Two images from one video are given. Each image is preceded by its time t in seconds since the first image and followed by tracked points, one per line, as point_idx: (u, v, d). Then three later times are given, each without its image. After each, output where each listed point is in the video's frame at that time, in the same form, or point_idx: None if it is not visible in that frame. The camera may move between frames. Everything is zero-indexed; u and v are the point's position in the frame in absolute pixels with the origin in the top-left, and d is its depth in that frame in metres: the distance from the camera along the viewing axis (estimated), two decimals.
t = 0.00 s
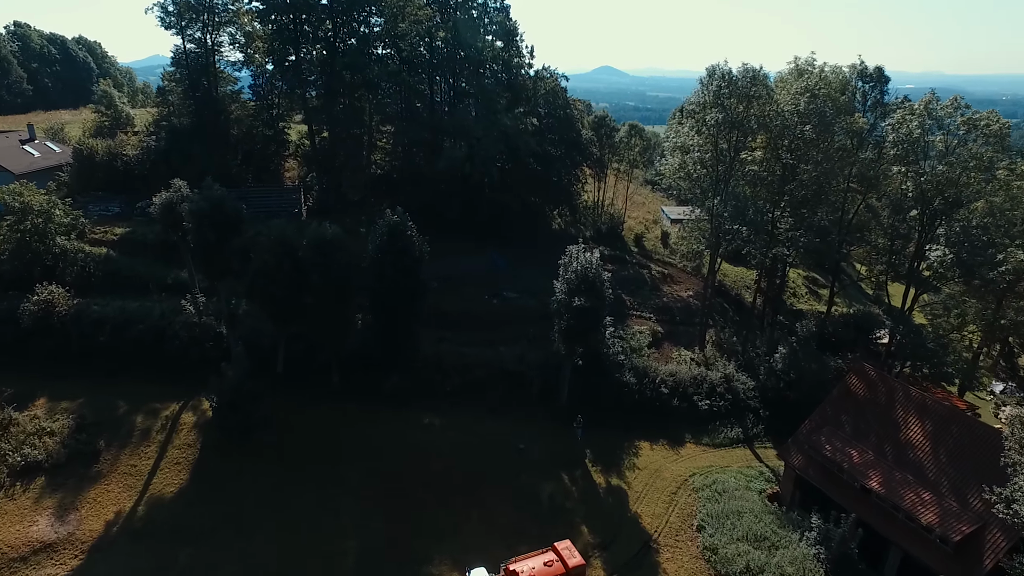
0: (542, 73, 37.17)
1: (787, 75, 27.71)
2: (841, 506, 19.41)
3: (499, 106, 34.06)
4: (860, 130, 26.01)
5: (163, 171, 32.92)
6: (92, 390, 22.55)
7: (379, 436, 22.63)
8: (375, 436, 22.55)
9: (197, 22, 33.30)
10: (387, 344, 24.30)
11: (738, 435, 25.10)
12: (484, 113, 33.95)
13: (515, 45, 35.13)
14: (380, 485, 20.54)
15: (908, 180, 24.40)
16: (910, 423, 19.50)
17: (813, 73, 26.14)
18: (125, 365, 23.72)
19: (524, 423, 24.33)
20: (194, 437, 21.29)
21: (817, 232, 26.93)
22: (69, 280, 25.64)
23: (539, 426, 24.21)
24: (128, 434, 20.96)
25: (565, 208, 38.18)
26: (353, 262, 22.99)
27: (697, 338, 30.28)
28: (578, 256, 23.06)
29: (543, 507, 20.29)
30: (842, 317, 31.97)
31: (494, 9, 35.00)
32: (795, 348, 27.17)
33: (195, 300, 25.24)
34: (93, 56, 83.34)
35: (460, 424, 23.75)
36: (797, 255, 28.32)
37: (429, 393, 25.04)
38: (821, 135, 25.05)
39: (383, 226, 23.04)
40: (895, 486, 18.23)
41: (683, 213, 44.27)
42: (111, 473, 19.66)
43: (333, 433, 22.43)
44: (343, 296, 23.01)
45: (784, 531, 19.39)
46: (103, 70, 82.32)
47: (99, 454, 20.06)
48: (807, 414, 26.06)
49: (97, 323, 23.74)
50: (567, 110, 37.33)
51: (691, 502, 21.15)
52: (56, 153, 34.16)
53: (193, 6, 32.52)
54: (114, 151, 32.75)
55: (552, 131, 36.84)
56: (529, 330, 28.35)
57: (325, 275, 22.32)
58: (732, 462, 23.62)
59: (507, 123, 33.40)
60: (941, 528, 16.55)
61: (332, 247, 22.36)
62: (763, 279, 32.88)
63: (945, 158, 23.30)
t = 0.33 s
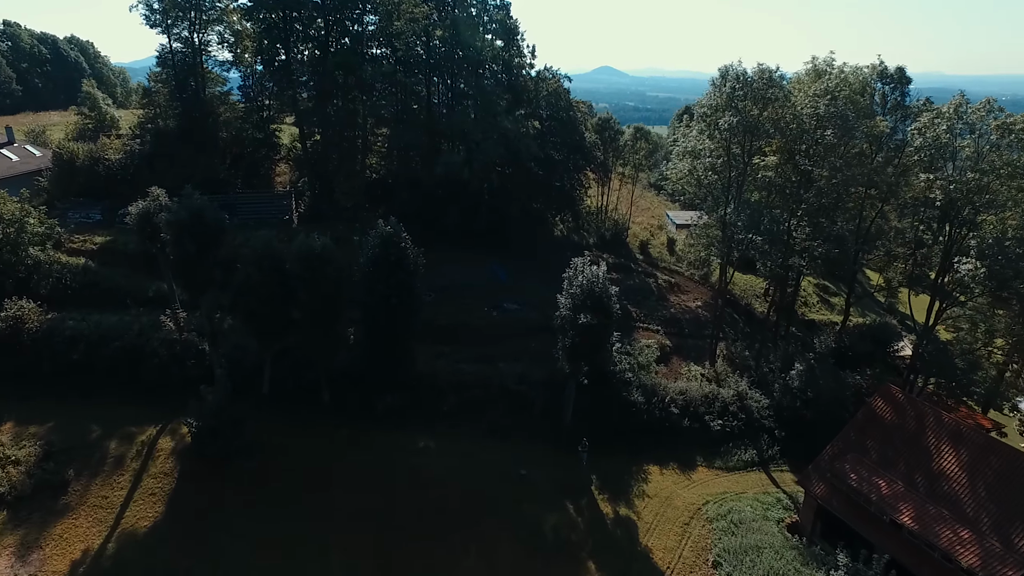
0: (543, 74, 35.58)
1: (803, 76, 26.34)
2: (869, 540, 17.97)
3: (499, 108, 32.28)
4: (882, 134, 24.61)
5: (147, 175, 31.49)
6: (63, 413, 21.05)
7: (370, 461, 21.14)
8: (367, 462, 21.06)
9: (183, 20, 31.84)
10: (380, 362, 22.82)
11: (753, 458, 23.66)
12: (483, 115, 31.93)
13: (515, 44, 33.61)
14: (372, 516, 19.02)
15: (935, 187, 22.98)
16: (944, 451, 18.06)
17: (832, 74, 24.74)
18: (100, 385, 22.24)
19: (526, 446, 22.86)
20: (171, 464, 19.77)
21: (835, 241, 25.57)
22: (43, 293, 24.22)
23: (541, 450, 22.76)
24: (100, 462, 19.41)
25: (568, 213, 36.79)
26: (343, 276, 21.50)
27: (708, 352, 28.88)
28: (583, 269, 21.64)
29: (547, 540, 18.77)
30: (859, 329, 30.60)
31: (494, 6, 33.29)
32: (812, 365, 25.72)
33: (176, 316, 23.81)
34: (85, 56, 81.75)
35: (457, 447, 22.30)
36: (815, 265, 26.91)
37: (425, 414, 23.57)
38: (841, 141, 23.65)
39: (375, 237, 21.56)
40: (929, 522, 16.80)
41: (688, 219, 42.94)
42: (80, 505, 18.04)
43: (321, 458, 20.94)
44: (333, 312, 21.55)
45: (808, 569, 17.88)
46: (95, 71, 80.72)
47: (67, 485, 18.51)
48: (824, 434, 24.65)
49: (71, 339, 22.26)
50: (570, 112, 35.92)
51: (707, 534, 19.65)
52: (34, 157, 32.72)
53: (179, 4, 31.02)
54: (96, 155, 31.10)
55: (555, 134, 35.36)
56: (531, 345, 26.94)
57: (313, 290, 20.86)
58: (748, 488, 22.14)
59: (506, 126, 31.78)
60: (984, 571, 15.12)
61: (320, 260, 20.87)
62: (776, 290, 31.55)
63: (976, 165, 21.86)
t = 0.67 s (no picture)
0: (546, 74, 34.12)
1: (823, 77, 24.88)
2: None
3: (500, 111, 30.75)
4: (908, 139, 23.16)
5: (131, 180, 30.02)
6: (30, 439, 19.49)
7: (362, 491, 19.60)
8: (358, 492, 19.52)
9: (168, 18, 30.32)
10: (372, 383, 21.29)
11: (771, 484, 22.16)
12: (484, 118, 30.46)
13: (517, 44, 32.13)
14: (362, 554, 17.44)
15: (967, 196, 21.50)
16: (985, 486, 16.64)
17: (856, 75, 23.28)
18: (71, 408, 20.69)
19: (529, 473, 21.36)
20: (146, 496, 18.20)
21: (855, 253, 24.18)
22: (14, 309, 22.73)
23: (545, 477, 21.25)
24: (68, 495, 17.83)
25: (572, 220, 35.36)
26: (332, 292, 20.00)
27: (720, 367, 27.44)
28: (590, 284, 20.20)
29: None
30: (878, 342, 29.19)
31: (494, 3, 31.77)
32: (832, 384, 24.29)
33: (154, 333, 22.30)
34: (77, 56, 80.19)
35: (456, 474, 20.79)
36: (834, 276, 25.45)
37: (420, 437, 22.04)
38: (866, 146, 22.19)
39: (366, 250, 20.05)
40: (973, 565, 15.35)
41: (695, 225, 41.59)
42: (44, 545, 16.41)
43: (309, 488, 19.40)
44: (321, 331, 20.04)
45: None
46: (87, 70, 79.23)
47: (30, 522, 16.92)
48: (846, 457, 23.18)
49: (40, 359, 20.72)
50: (573, 114, 34.45)
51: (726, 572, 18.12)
52: (13, 162, 31.26)
53: None
54: (75, 160, 29.54)
55: (558, 136, 33.88)
56: (533, 362, 25.49)
57: (299, 307, 19.34)
58: (767, 518, 20.63)
59: (507, 130, 30.06)
60: None
61: (307, 275, 19.35)
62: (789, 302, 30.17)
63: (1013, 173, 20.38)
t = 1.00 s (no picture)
0: (549, 75, 32.59)
1: (845, 79, 23.47)
2: None
3: (500, 114, 28.92)
4: (939, 144, 21.65)
5: (111, 187, 28.47)
6: None
7: (351, 526, 18.05)
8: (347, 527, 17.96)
9: (153, 15, 28.81)
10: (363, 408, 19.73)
11: (792, 515, 20.64)
12: (484, 121, 28.63)
13: (518, 43, 30.62)
14: None
15: (1009, 208, 19.75)
16: None
17: (882, 77, 21.81)
18: (39, 435, 19.13)
19: (532, 504, 19.81)
20: (116, 534, 16.59)
21: (882, 268, 22.09)
22: None
23: (550, 509, 19.70)
24: (30, 534, 16.22)
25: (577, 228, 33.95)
26: (319, 310, 18.46)
27: (734, 386, 25.97)
28: (597, 301, 18.64)
29: None
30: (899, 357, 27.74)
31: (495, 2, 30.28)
32: (855, 406, 22.77)
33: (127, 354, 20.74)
34: (69, 56, 78.54)
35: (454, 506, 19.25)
36: (857, 291, 23.78)
37: (416, 465, 20.48)
38: (895, 153, 20.49)
39: (356, 265, 18.49)
40: None
41: (703, 231, 40.17)
42: None
43: (294, 523, 17.83)
44: (308, 353, 18.50)
45: None
46: (79, 70, 77.55)
47: None
48: (870, 484, 21.69)
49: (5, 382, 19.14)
50: (577, 117, 32.92)
51: None
52: None
53: None
54: (53, 165, 27.98)
55: (564, 141, 32.34)
56: (537, 381, 24.00)
57: (283, 328, 17.79)
58: (790, 554, 19.08)
59: (509, 133, 28.45)
60: None
61: (292, 293, 17.80)
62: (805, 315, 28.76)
63: None
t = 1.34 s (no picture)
0: (553, 77, 31.15)
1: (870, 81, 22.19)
2: None
3: (501, 117, 27.52)
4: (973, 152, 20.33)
5: (90, 193, 26.85)
6: None
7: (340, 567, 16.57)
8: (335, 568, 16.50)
9: (137, 15, 27.56)
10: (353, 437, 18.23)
11: (815, 547, 19.22)
12: (485, 126, 27.22)
13: (520, 43, 29.20)
14: None
15: None
16: None
17: (912, 80, 20.67)
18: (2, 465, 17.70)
19: (535, 539, 18.38)
20: None
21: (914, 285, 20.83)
22: None
23: (554, 544, 18.27)
24: None
25: (581, 235, 32.82)
26: (305, 333, 17.00)
27: (747, 405, 24.62)
28: (607, 322, 17.30)
29: None
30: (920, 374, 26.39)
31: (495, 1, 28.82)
32: (879, 430, 21.37)
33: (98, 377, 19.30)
34: (62, 56, 77.08)
35: (451, 543, 17.81)
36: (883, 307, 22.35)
37: (411, 495, 19.05)
38: (929, 161, 19.54)
39: (345, 283, 16.96)
40: None
41: (710, 239, 39.02)
42: None
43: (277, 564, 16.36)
44: (292, 378, 17.06)
45: None
46: (72, 70, 76.08)
47: None
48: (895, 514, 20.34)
49: None
50: (582, 121, 31.57)
51: None
52: None
53: None
54: (30, 171, 26.53)
55: (568, 145, 30.93)
56: (540, 402, 22.64)
57: (264, 352, 16.33)
58: None
59: (510, 139, 27.02)
60: None
61: (274, 315, 16.33)
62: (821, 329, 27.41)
63: None
